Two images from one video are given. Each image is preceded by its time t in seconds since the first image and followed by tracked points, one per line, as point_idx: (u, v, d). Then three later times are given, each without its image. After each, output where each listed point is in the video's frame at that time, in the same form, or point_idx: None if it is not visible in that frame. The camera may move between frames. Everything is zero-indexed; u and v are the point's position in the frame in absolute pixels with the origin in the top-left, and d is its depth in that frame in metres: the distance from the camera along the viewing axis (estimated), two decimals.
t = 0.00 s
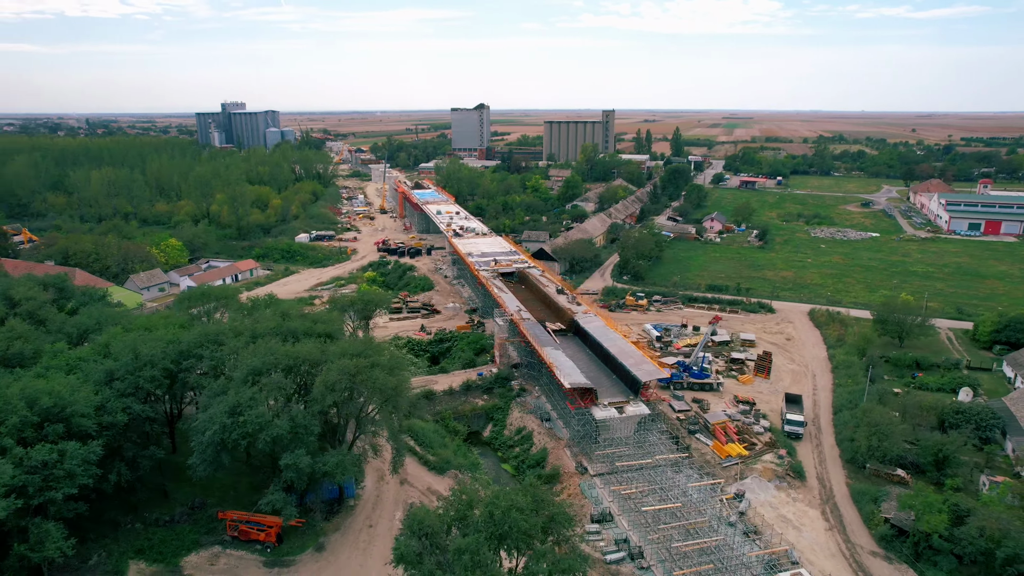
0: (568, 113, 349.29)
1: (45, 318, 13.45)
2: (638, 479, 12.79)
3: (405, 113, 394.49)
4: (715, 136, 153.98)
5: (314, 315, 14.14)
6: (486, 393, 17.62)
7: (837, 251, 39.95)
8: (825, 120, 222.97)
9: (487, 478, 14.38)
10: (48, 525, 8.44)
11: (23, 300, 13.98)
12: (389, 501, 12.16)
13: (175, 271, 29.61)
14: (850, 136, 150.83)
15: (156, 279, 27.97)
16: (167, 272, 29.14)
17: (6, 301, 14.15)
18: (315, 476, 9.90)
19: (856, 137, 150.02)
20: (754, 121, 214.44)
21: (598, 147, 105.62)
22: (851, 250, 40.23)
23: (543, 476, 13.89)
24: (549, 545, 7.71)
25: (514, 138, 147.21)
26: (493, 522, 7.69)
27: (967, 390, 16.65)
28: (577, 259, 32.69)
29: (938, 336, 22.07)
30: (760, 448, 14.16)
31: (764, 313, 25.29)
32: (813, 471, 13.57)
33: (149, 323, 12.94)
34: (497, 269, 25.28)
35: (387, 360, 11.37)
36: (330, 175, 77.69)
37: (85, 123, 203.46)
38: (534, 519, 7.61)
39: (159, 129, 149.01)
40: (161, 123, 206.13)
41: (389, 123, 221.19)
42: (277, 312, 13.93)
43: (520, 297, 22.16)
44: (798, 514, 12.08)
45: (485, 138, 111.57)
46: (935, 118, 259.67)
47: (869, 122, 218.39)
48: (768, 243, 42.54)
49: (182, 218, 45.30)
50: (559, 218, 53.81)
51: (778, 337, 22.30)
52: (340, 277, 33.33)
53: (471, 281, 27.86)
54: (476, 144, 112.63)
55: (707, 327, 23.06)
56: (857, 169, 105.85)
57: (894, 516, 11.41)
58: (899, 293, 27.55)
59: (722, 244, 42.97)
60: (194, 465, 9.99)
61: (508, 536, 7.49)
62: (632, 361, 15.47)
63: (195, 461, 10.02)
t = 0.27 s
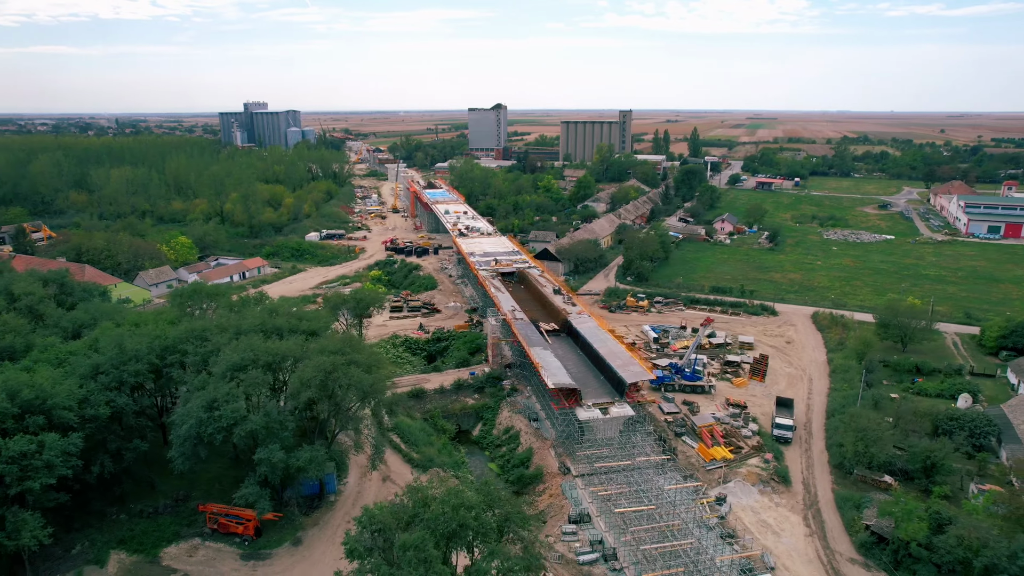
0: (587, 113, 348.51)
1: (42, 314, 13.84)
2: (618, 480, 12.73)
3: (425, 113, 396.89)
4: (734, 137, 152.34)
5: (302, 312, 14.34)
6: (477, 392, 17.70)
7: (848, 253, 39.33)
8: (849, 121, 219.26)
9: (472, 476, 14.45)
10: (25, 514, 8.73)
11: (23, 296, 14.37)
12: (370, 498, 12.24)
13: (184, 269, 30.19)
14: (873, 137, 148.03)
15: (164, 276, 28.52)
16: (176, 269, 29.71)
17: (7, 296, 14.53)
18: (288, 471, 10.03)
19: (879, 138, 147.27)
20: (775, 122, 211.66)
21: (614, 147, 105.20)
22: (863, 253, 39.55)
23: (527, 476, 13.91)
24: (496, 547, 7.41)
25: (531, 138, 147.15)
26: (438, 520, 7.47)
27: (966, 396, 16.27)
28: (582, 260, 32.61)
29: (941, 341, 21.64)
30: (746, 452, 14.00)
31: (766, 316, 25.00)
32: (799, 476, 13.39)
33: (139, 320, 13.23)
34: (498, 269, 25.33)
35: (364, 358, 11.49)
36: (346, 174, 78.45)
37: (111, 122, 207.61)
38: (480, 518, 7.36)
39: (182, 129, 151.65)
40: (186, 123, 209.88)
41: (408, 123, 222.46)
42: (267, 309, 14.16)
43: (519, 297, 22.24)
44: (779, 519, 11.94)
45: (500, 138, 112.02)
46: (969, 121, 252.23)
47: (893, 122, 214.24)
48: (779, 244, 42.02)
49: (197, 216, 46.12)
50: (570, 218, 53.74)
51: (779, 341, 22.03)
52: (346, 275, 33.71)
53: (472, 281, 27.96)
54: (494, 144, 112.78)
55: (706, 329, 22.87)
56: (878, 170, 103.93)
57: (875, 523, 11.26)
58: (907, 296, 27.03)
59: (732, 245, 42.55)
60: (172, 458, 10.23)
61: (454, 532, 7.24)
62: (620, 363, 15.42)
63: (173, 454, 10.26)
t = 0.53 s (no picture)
0: (607, 113, 347.17)
1: (41, 309, 14.27)
2: (597, 481, 12.68)
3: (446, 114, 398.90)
4: (755, 137, 150.35)
5: (290, 309, 14.57)
6: (469, 391, 17.80)
7: (862, 256, 38.59)
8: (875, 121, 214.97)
9: (456, 475, 14.56)
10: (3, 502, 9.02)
11: (23, 291, 14.81)
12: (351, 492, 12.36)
13: (194, 266, 30.82)
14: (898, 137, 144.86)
15: (173, 272, 29.15)
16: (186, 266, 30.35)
17: (9, 291, 14.99)
18: (262, 466, 10.22)
19: (906, 138, 143.96)
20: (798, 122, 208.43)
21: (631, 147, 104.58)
22: (877, 256, 38.75)
23: (510, 476, 13.99)
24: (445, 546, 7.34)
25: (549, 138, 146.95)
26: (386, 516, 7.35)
27: (965, 403, 15.88)
28: (586, 260, 32.50)
29: (946, 347, 21.16)
30: (731, 455, 13.88)
31: (769, 318, 24.68)
32: (783, 481, 13.23)
33: (130, 315, 13.57)
34: (498, 269, 25.40)
35: (342, 356, 11.67)
36: (362, 173, 79.18)
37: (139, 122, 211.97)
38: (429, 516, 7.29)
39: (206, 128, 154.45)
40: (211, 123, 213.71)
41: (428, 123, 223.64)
42: (255, 306, 14.41)
43: (516, 298, 22.30)
44: (757, 524, 11.82)
45: (521, 138, 111.22)
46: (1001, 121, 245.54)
47: (921, 123, 209.43)
48: (791, 247, 41.39)
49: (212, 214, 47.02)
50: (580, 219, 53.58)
51: (778, 344, 21.75)
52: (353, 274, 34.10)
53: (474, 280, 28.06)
54: (512, 144, 112.81)
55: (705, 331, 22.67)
56: (902, 172, 101.71)
57: (853, 530, 11.10)
58: (915, 300, 26.46)
59: (743, 247, 42.03)
60: (151, 450, 10.50)
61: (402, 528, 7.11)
62: (607, 364, 15.38)
63: (152, 446, 10.53)
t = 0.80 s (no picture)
0: (626, 113, 345.59)
1: (39, 304, 14.66)
2: (577, 482, 12.65)
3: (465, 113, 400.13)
4: (775, 137, 148.31)
5: (280, 306, 14.79)
6: (460, 389, 17.86)
7: (874, 258, 37.90)
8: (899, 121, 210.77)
9: (441, 473, 14.63)
10: None
11: (24, 286, 15.22)
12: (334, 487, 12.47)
13: (203, 263, 31.41)
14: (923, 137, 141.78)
15: (182, 269, 29.75)
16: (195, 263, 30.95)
17: (10, 286, 15.41)
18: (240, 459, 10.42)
19: (932, 139, 140.71)
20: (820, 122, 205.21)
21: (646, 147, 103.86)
22: (890, 258, 38.01)
23: (494, 475, 14.02)
24: (403, 541, 7.39)
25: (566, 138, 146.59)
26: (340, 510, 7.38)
27: (962, 410, 15.55)
28: (590, 261, 32.41)
29: (950, 352, 20.72)
30: (715, 458, 13.79)
31: (771, 321, 24.39)
32: (767, 485, 13.08)
33: (123, 310, 13.88)
34: (498, 268, 25.47)
35: (323, 353, 11.84)
36: (376, 172, 79.76)
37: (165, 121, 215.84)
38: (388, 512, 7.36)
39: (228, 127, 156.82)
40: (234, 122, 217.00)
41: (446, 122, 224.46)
42: (246, 302, 14.64)
43: (513, 297, 22.39)
44: (736, 528, 11.73)
45: (538, 137, 110.99)
46: None
47: (948, 123, 204.77)
48: (801, 249, 40.79)
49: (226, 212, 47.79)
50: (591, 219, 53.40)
51: (777, 346, 21.49)
52: (359, 272, 34.41)
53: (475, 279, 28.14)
54: (529, 143, 112.59)
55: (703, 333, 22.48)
56: (925, 172, 99.54)
57: (830, 536, 10.96)
58: (923, 304, 25.93)
59: (753, 248, 41.53)
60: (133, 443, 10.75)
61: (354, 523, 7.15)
62: (594, 364, 15.41)
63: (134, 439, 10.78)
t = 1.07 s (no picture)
0: (646, 113, 343.83)
1: (38, 299, 15.06)
2: (557, 481, 12.63)
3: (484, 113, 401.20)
4: (796, 138, 146.16)
5: (270, 303, 15.01)
6: (451, 388, 17.95)
7: (886, 261, 37.20)
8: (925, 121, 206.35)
9: (427, 470, 14.74)
10: None
11: (26, 281, 15.63)
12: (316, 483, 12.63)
13: (212, 260, 32.04)
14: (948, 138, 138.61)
15: (191, 266, 30.40)
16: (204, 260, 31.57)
17: (13, 281, 15.84)
18: (218, 453, 10.62)
19: (958, 139, 137.49)
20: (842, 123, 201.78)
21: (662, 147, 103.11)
22: (904, 261, 37.28)
23: (477, 473, 14.06)
24: (359, 536, 7.49)
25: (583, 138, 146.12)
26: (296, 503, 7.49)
27: (957, 416, 15.24)
28: (594, 261, 32.30)
29: (952, 357, 20.29)
30: (699, 461, 13.69)
31: (772, 323, 24.10)
32: (750, 489, 12.94)
33: (116, 305, 14.21)
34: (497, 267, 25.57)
35: (304, 350, 12.01)
36: (391, 172, 80.32)
37: (189, 120, 219.55)
38: (348, 507, 7.45)
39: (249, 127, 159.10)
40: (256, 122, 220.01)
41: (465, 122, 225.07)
42: (237, 298, 14.89)
43: (510, 297, 22.49)
44: (713, 531, 11.63)
45: (554, 138, 110.70)
46: None
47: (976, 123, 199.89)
48: (811, 251, 40.20)
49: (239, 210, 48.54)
50: (601, 219, 53.20)
51: (776, 349, 21.24)
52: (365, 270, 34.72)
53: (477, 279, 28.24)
54: (545, 143, 112.49)
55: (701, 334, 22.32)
56: (949, 174, 97.30)
57: (807, 541, 10.83)
58: (930, 308, 25.41)
59: (763, 250, 41.04)
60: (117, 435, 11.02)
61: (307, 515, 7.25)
62: (581, 365, 15.46)
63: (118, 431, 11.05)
